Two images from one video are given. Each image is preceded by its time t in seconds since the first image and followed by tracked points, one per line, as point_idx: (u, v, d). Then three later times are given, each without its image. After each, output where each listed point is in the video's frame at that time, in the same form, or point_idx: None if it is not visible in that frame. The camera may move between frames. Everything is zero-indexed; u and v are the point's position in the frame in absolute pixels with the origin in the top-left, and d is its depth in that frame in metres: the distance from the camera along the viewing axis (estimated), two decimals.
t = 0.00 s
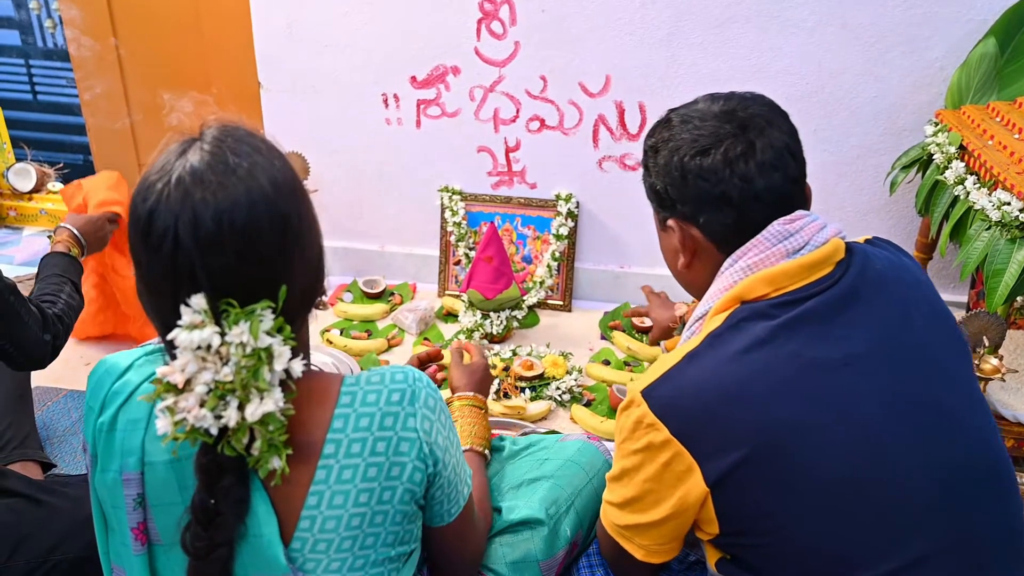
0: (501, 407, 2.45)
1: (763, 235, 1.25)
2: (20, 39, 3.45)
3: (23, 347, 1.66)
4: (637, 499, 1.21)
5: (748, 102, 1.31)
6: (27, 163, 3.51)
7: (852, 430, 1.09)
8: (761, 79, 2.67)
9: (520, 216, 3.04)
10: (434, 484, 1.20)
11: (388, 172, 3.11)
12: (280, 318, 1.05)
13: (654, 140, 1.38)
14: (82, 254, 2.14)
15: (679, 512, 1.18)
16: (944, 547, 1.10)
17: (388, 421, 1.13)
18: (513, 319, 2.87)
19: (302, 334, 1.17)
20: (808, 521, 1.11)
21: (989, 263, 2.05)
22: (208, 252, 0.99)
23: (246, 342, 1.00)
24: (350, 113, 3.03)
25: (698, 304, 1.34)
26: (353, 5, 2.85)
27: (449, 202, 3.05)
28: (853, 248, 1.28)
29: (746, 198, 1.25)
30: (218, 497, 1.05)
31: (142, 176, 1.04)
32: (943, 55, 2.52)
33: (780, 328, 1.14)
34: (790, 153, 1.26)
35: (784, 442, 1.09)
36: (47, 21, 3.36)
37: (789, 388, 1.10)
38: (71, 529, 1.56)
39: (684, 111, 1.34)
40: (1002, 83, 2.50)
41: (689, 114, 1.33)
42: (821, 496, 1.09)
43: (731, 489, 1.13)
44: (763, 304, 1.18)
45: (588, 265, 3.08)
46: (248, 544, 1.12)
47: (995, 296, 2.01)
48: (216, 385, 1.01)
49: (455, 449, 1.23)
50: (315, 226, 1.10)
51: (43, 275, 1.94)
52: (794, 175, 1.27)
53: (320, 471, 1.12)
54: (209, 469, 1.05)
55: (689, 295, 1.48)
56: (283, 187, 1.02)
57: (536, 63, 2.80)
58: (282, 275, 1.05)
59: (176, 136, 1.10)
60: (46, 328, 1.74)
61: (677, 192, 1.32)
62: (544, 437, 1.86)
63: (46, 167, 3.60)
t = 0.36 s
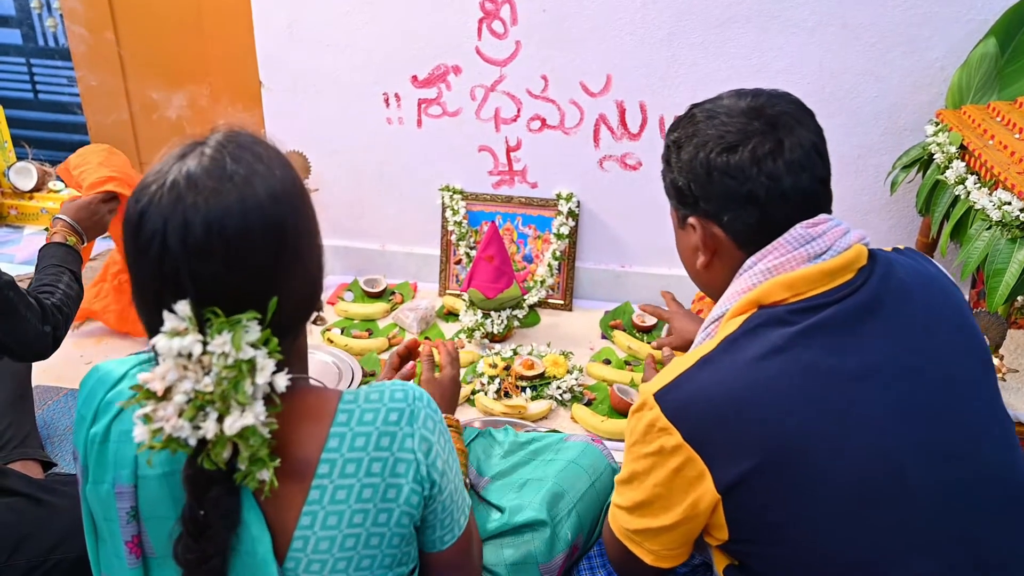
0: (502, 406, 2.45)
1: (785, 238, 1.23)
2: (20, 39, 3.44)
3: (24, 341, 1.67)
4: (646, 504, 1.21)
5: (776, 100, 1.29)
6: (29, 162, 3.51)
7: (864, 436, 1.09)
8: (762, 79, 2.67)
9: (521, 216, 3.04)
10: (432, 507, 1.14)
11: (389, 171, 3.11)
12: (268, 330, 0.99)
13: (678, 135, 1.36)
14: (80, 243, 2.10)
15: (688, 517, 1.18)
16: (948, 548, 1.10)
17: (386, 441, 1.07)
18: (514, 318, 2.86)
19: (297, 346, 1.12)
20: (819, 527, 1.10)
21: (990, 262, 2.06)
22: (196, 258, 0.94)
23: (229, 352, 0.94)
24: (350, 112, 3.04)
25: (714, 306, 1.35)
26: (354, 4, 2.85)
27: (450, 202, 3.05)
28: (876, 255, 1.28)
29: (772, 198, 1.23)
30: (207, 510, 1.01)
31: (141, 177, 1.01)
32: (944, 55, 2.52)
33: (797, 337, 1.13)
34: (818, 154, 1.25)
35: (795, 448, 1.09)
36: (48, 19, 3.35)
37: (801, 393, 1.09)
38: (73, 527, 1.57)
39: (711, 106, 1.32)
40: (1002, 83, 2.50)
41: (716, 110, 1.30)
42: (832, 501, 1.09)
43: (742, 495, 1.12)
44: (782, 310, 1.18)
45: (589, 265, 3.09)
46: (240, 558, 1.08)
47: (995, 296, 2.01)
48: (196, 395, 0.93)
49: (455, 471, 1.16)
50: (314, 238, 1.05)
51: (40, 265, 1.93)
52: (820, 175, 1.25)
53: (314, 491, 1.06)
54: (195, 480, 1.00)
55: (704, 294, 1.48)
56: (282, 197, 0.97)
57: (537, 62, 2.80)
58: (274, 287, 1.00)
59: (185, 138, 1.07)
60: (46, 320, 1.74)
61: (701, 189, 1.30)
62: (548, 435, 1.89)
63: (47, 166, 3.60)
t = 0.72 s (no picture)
0: (501, 406, 2.45)
1: (806, 242, 1.20)
2: (20, 38, 3.43)
3: (24, 340, 1.66)
4: (654, 506, 1.18)
5: (802, 99, 1.24)
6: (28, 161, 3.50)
7: (877, 440, 1.07)
8: (761, 79, 2.68)
9: (521, 215, 3.04)
10: (426, 529, 1.07)
11: (389, 171, 3.11)
12: (247, 341, 0.93)
13: (700, 134, 1.30)
14: (83, 249, 2.06)
15: (697, 519, 1.16)
16: (960, 554, 1.09)
17: (377, 460, 1.02)
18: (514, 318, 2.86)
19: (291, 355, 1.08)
20: (831, 533, 1.08)
21: (988, 262, 2.07)
22: (175, 260, 0.91)
23: (199, 359, 0.89)
24: (350, 111, 3.04)
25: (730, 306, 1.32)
26: (355, 3, 2.85)
27: (449, 201, 3.05)
28: (900, 266, 1.25)
29: (798, 200, 1.18)
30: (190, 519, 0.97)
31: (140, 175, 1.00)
32: (944, 55, 2.53)
33: (814, 343, 1.11)
34: (843, 155, 1.20)
35: (808, 452, 1.07)
36: (48, 18, 3.35)
37: (815, 397, 1.07)
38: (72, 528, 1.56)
39: (734, 105, 1.26)
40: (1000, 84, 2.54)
41: (739, 108, 1.25)
42: (844, 506, 1.07)
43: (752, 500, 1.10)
44: (800, 315, 1.15)
45: (589, 265, 3.09)
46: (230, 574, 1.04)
47: (995, 296, 2.02)
48: (165, 401, 0.89)
49: (450, 491, 1.09)
50: (308, 249, 1.00)
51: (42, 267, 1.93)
52: (847, 178, 1.21)
53: (303, 511, 1.01)
54: (176, 488, 0.97)
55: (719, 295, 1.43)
56: (272, 205, 0.93)
57: (538, 62, 2.80)
58: (258, 296, 0.95)
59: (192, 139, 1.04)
60: (47, 318, 1.73)
61: (723, 190, 1.24)
62: (550, 433, 1.88)
63: (46, 165, 3.59)
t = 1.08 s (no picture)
0: (500, 406, 2.45)
1: (830, 244, 1.17)
2: (18, 36, 3.40)
3: (20, 346, 1.66)
4: (661, 509, 1.17)
5: (829, 100, 1.21)
6: (26, 160, 3.47)
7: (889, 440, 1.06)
8: (761, 80, 2.68)
9: (520, 215, 3.05)
10: (415, 545, 1.06)
11: (389, 170, 3.11)
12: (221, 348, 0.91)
13: (725, 133, 1.26)
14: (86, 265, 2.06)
15: (705, 518, 1.15)
16: (969, 553, 1.08)
17: (363, 479, 1.00)
18: (514, 317, 2.87)
19: (276, 366, 1.06)
20: (841, 533, 1.08)
21: (987, 263, 2.07)
22: (152, 259, 0.90)
23: (166, 362, 0.87)
24: (350, 111, 3.03)
25: (748, 306, 1.30)
26: (355, 3, 2.84)
27: (449, 201, 3.05)
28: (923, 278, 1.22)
29: (825, 202, 1.16)
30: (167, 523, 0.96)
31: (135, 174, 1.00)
32: (943, 55, 2.53)
33: (832, 348, 1.09)
34: (871, 158, 1.17)
35: (819, 452, 1.06)
36: (47, 17, 3.32)
37: (828, 396, 1.06)
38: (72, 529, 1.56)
39: (760, 104, 1.23)
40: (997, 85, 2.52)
41: (766, 108, 1.22)
42: (855, 505, 1.06)
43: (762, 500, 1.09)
44: (819, 319, 1.13)
45: (588, 265, 3.10)
46: None
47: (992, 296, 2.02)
48: (131, 402, 0.87)
49: (441, 505, 1.07)
50: (293, 261, 0.98)
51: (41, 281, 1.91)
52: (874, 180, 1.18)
53: (287, 531, 0.99)
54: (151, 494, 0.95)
55: (736, 294, 1.40)
56: (256, 212, 0.92)
57: (538, 62, 2.80)
58: (236, 303, 0.93)
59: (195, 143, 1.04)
60: (43, 325, 1.73)
61: (747, 190, 1.21)
62: (550, 434, 1.89)
63: (45, 164, 3.58)
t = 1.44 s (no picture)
0: (498, 405, 2.46)
1: (854, 246, 1.15)
2: (15, 35, 3.39)
3: (13, 354, 1.65)
4: (668, 514, 1.15)
5: (855, 100, 1.18)
6: (22, 160, 3.46)
7: (904, 440, 1.04)
8: (758, 80, 2.68)
9: (518, 215, 3.05)
10: (401, 559, 1.05)
11: (387, 170, 3.11)
12: (193, 353, 0.90)
13: (748, 132, 1.22)
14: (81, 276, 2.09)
15: (717, 522, 1.13)
16: (980, 552, 1.08)
17: (344, 498, 0.99)
18: (511, 317, 2.87)
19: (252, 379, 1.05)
20: (855, 536, 1.06)
21: (984, 263, 2.07)
22: (126, 259, 0.89)
23: (132, 363, 0.85)
24: (347, 110, 3.03)
25: (765, 308, 1.27)
26: (353, 2, 2.84)
27: (447, 201, 3.05)
28: (947, 289, 1.20)
29: (851, 203, 1.12)
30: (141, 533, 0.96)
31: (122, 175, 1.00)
32: (940, 55, 2.54)
33: (850, 353, 1.07)
34: (897, 160, 1.14)
35: (835, 454, 1.03)
36: (43, 16, 3.31)
37: (842, 396, 1.04)
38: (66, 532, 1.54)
39: (787, 103, 1.19)
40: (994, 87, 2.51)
41: (792, 107, 1.18)
42: (869, 507, 1.04)
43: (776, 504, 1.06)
44: (837, 323, 1.11)
45: (586, 265, 3.10)
46: None
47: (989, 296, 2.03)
48: (96, 403, 0.85)
49: (427, 518, 1.06)
50: (272, 271, 0.96)
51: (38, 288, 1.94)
52: (899, 183, 1.15)
53: (269, 552, 0.97)
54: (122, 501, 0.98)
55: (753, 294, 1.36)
56: (236, 218, 0.91)
57: (535, 61, 2.80)
58: (212, 308, 0.92)
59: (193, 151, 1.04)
60: (37, 333, 1.73)
61: (773, 190, 1.17)
62: (547, 434, 1.89)
63: (42, 164, 3.57)
